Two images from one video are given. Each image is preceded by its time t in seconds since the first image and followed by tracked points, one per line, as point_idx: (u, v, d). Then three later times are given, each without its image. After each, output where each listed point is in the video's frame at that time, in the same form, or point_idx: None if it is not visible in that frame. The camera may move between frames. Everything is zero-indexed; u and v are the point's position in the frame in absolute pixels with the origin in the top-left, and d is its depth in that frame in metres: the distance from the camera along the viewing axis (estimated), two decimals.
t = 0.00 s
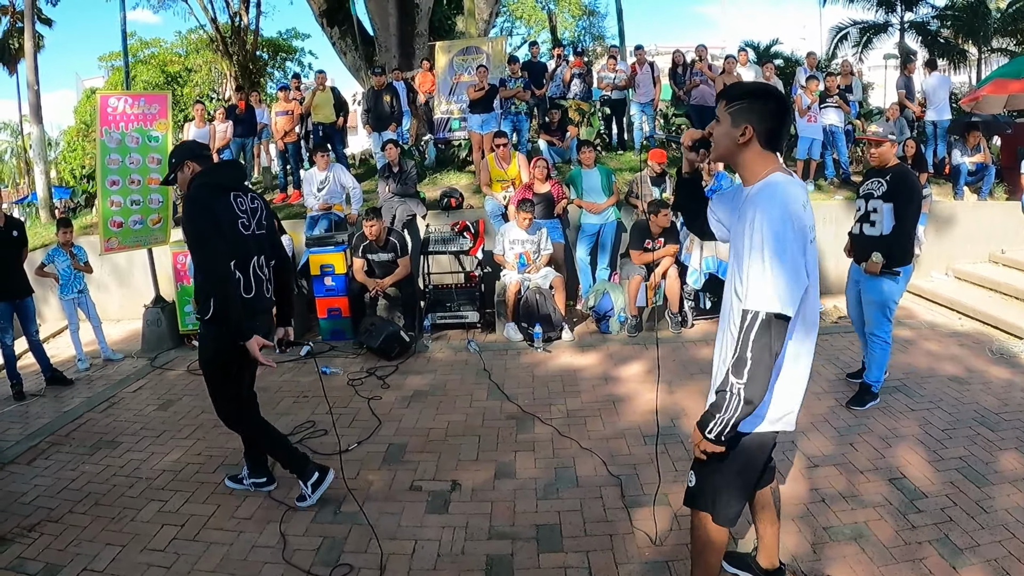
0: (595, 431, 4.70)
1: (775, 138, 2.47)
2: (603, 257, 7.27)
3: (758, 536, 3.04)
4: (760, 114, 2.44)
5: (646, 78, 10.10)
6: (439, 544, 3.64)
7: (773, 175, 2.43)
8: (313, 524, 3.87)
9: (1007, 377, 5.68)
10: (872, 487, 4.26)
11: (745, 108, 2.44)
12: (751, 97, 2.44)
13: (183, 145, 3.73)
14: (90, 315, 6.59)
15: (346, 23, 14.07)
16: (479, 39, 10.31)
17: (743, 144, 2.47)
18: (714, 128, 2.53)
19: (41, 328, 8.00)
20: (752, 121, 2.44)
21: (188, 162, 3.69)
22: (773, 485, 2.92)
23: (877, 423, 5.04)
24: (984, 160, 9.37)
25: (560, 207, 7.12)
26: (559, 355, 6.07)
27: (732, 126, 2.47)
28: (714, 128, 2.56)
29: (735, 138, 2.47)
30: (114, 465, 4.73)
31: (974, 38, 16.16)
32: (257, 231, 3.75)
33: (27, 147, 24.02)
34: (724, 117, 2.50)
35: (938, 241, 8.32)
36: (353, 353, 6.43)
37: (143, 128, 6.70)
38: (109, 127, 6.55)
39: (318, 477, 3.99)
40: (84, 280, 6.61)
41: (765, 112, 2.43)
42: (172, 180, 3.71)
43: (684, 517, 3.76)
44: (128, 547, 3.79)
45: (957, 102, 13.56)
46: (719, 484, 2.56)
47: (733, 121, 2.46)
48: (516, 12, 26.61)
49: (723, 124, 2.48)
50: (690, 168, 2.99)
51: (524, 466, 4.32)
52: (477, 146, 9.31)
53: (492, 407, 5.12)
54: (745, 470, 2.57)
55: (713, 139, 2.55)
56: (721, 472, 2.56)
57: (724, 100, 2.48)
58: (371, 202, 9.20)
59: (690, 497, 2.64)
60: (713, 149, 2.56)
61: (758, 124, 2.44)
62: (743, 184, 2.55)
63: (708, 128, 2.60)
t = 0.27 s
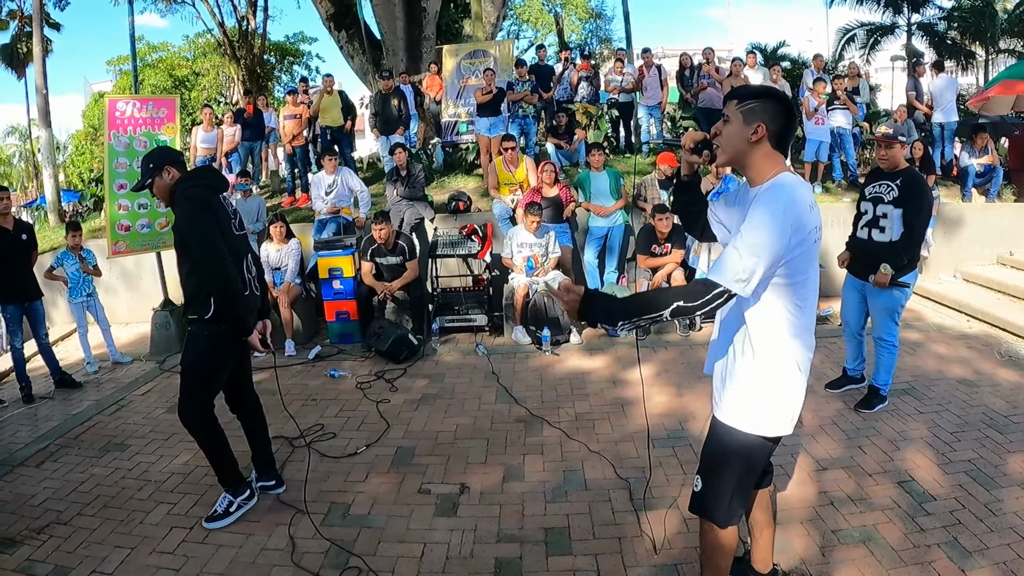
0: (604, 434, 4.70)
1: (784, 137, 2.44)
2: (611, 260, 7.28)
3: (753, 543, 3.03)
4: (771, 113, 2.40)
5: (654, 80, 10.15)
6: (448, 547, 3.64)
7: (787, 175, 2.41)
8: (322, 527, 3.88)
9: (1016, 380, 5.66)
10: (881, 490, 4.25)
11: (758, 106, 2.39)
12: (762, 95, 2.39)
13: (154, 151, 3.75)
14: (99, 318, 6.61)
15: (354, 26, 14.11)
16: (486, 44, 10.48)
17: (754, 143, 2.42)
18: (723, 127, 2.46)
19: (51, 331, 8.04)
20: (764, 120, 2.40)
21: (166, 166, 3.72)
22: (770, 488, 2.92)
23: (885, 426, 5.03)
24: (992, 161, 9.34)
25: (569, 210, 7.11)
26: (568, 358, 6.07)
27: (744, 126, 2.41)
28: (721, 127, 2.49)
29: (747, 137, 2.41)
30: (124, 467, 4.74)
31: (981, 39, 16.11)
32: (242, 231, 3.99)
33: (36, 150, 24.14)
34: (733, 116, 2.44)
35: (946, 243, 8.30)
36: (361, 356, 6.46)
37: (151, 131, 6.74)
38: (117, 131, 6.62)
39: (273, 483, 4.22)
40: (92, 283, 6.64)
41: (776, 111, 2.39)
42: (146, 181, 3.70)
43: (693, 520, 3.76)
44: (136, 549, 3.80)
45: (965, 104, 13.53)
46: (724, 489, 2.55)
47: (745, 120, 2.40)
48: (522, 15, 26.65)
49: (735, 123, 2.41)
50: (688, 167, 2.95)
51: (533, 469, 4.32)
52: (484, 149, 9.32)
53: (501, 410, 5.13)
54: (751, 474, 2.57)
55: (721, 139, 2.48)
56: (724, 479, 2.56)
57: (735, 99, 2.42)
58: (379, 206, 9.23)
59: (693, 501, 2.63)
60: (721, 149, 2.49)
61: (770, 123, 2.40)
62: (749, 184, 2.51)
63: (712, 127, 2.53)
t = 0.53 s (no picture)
0: (612, 436, 4.69)
1: (782, 141, 2.43)
2: (619, 262, 7.25)
3: (760, 545, 3.01)
4: (768, 117, 2.39)
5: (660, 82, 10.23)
6: (457, 549, 3.65)
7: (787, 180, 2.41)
8: (331, 530, 3.89)
9: None
10: (890, 492, 4.23)
11: (754, 109, 2.39)
12: (759, 99, 2.39)
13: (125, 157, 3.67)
14: (107, 321, 6.64)
15: (360, 29, 14.13)
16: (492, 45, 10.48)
17: (749, 148, 2.42)
18: (719, 129, 2.47)
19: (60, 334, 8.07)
20: (760, 124, 2.40)
21: (147, 174, 3.71)
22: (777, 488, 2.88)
23: (894, 427, 5.01)
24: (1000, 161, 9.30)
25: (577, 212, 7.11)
26: (576, 360, 6.07)
27: (739, 129, 2.41)
28: (718, 131, 2.49)
29: (743, 140, 2.41)
30: (133, 470, 4.75)
31: (988, 38, 16.04)
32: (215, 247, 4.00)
33: (44, 154, 24.24)
34: (729, 120, 2.44)
35: (954, 243, 8.27)
36: (369, 358, 6.47)
37: (158, 136, 6.77)
38: (125, 135, 6.69)
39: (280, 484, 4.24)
40: (101, 287, 6.66)
41: (773, 115, 2.38)
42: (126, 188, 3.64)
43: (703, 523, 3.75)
44: (145, 552, 3.81)
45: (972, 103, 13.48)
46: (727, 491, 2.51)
47: (740, 123, 2.41)
48: (529, 17, 26.68)
49: (729, 127, 2.42)
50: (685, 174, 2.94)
51: (541, 472, 4.32)
52: (491, 151, 9.32)
53: (509, 412, 5.13)
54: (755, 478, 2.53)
55: (717, 141, 2.48)
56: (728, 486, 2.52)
57: (731, 102, 2.42)
58: (387, 209, 9.26)
59: (689, 506, 2.59)
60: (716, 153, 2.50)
61: (766, 127, 2.40)
62: (745, 188, 2.52)
63: (710, 132, 2.54)
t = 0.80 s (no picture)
0: (620, 437, 4.68)
1: (769, 135, 2.44)
2: (627, 263, 7.19)
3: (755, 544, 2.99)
4: (753, 111, 2.41)
5: (667, 82, 10.16)
6: (465, 549, 3.64)
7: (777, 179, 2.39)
8: (338, 530, 3.89)
9: None
10: (899, 492, 4.22)
11: (739, 106, 2.40)
12: (744, 95, 2.41)
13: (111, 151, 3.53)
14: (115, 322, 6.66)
15: (367, 31, 14.15)
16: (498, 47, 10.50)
17: (738, 144, 2.42)
18: (705, 128, 2.47)
19: (68, 335, 8.09)
20: (747, 119, 2.41)
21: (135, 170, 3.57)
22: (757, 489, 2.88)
23: (902, 427, 4.99)
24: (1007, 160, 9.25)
25: (583, 214, 7.13)
26: (584, 361, 6.06)
27: (726, 126, 2.42)
28: (705, 131, 2.50)
29: (731, 138, 2.42)
30: (141, 471, 4.76)
31: (995, 38, 16.00)
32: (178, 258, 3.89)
33: (51, 155, 24.32)
34: (715, 117, 2.45)
35: (962, 243, 8.25)
36: (376, 359, 6.47)
37: (165, 138, 6.80)
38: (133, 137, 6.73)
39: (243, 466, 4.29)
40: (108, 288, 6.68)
41: (759, 109, 2.40)
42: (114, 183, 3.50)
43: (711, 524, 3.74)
44: (153, 552, 3.82)
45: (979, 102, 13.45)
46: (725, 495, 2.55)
47: (727, 120, 2.42)
48: (536, 19, 26.75)
49: (718, 124, 2.42)
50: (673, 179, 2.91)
51: (549, 472, 4.32)
52: (498, 152, 9.33)
53: (517, 413, 5.13)
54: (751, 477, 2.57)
55: (704, 140, 2.48)
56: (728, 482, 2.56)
57: (716, 100, 2.43)
58: (395, 209, 9.28)
59: (694, 509, 2.62)
60: (706, 151, 2.50)
61: (754, 121, 2.41)
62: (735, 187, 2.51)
63: (695, 133, 2.55)
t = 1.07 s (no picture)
0: (631, 437, 4.67)
1: (772, 138, 2.45)
2: (638, 264, 7.22)
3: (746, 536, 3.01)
4: (756, 116, 2.42)
5: (678, 82, 10.14)
6: (475, 550, 3.64)
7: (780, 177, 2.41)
8: (349, 530, 3.89)
9: None
10: (910, 494, 4.20)
11: (742, 111, 2.40)
12: (747, 99, 2.41)
13: (88, 153, 3.37)
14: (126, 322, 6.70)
15: (377, 31, 14.18)
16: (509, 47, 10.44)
17: (743, 148, 2.42)
18: (710, 132, 2.46)
19: (79, 334, 8.14)
20: (752, 124, 2.41)
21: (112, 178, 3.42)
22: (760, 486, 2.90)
23: (914, 429, 4.97)
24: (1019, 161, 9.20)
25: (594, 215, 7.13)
26: (595, 361, 6.06)
27: (732, 131, 2.42)
28: (707, 134, 2.49)
29: (736, 142, 2.42)
30: (152, 469, 4.78)
31: (1007, 37, 15.91)
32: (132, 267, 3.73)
33: (63, 155, 24.44)
34: (719, 121, 2.44)
35: (974, 244, 8.20)
36: (387, 359, 6.48)
37: (177, 138, 6.80)
38: (143, 138, 6.76)
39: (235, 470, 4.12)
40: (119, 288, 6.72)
41: (762, 113, 2.41)
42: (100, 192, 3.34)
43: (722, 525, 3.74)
44: (164, 550, 3.83)
45: (991, 103, 13.38)
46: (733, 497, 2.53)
47: (732, 124, 2.41)
48: (545, 19, 26.75)
49: (722, 128, 2.42)
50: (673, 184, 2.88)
51: (560, 472, 4.32)
52: (509, 152, 9.35)
53: (528, 413, 5.12)
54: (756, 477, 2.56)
55: (709, 144, 2.48)
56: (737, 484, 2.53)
57: (720, 105, 2.42)
58: (406, 210, 9.29)
59: (697, 510, 2.59)
60: (709, 156, 2.48)
61: (757, 126, 2.42)
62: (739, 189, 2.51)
63: (698, 137, 2.53)
